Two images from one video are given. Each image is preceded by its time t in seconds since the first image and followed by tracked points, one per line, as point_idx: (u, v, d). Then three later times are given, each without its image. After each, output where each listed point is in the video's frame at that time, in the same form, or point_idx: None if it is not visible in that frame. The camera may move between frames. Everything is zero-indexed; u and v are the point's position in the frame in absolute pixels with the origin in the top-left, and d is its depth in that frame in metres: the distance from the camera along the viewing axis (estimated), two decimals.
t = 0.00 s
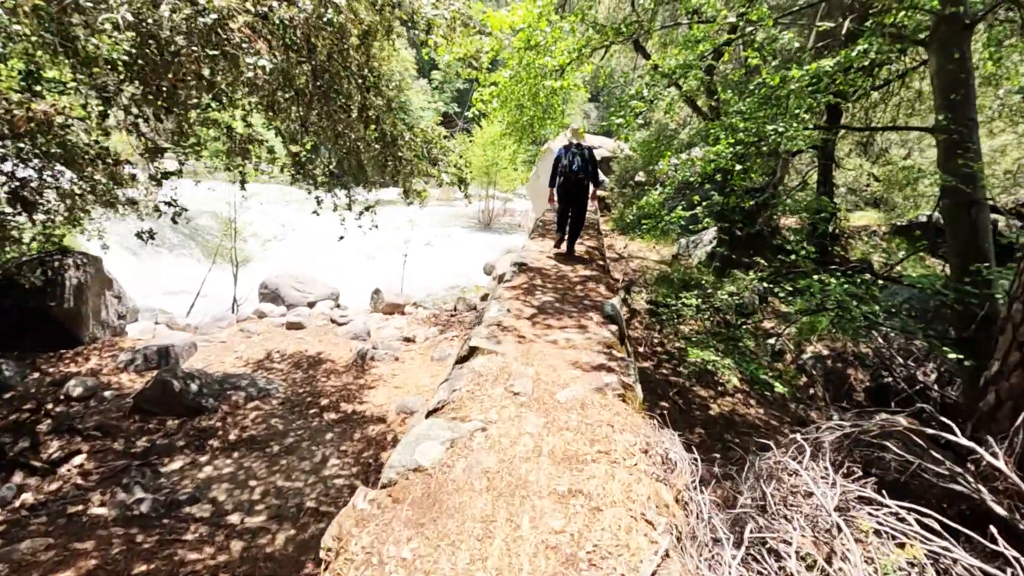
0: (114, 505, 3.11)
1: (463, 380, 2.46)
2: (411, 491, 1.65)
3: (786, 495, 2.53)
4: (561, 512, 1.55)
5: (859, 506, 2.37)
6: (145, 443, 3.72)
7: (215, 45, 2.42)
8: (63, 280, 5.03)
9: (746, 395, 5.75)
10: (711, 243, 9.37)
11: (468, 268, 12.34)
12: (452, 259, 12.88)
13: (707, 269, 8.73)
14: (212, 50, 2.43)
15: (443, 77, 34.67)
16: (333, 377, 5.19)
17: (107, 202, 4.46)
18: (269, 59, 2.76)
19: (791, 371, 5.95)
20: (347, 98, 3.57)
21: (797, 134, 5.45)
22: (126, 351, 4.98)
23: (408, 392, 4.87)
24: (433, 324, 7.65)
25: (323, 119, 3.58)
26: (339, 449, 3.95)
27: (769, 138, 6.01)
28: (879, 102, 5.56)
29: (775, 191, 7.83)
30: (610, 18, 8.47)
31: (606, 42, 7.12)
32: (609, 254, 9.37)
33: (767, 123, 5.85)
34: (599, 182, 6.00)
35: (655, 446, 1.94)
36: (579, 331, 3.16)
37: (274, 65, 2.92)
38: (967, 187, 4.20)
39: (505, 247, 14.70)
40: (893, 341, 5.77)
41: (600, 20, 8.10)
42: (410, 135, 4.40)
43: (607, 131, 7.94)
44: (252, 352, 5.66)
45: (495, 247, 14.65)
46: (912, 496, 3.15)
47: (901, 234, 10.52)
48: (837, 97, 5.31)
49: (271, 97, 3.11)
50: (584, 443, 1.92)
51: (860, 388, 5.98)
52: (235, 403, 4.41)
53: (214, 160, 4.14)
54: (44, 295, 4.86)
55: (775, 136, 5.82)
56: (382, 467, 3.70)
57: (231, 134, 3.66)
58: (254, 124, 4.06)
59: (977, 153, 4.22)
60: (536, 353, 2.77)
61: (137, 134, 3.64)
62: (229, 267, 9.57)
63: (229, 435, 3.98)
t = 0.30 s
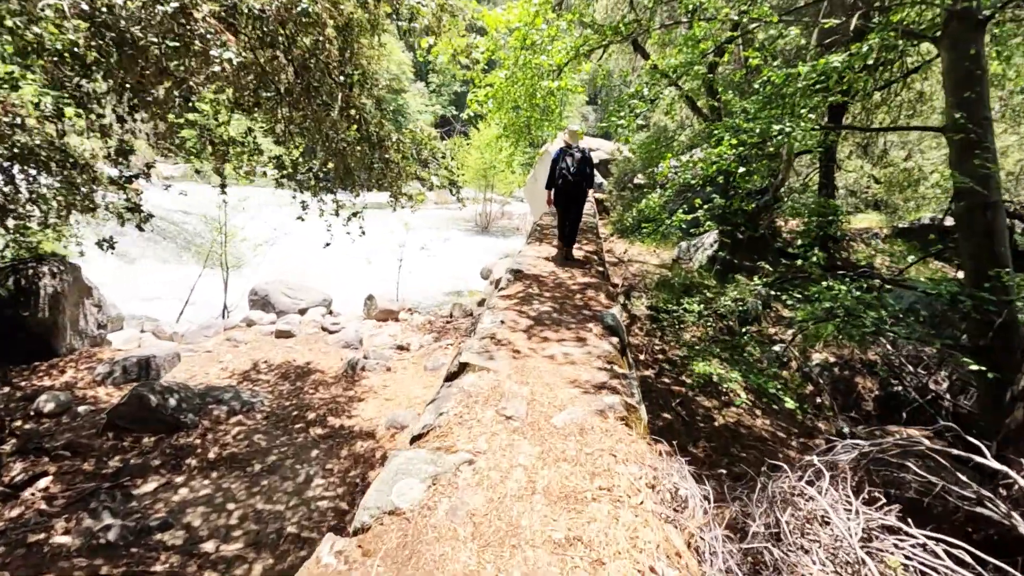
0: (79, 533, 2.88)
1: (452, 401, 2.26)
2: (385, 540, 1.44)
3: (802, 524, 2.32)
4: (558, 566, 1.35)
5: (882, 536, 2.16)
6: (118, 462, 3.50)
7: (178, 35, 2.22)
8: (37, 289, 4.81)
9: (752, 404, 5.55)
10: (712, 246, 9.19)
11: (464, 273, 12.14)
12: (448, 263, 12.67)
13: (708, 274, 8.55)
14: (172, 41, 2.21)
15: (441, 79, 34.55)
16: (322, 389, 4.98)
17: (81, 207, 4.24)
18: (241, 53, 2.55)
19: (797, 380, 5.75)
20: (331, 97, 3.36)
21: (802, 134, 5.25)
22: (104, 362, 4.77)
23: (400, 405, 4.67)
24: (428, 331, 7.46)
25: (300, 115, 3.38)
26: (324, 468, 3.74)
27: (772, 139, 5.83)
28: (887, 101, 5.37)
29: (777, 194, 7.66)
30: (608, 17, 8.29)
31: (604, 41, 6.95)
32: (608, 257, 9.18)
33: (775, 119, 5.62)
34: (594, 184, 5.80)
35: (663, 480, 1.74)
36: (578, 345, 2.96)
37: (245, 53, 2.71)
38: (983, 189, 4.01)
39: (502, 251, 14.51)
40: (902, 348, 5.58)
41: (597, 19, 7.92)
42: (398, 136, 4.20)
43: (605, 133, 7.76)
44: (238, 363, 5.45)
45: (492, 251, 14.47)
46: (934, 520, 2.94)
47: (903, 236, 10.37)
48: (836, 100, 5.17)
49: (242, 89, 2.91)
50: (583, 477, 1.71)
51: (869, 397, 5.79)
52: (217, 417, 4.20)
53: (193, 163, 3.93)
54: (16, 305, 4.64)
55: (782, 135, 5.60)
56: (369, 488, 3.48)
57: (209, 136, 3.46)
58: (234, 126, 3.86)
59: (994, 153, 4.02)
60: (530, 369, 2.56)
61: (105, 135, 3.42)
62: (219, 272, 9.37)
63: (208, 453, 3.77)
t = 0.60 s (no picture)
0: (34, 572, 2.61)
1: (440, 434, 2.03)
2: None
3: (831, 568, 2.10)
4: None
5: None
6: (84, 490, 3.24)
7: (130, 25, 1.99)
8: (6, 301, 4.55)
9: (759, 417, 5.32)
10: (715, 250, 8.98)
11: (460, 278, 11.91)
12: (445, 268, 12.45)
13: (710, 279, 8.33)
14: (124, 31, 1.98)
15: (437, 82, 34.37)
16: (309, 404, 4.73)
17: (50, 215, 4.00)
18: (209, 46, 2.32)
19: (806, 391, 5.52)
20: (313, 96, 3.13)
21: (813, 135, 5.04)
22: (77, 379, 4.51)
23: (390, 422, 4.43)
24: (422, 340, 7.22)
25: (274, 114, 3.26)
26: (308, 493, 3.49)
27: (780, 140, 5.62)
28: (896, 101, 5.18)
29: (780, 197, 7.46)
30: (607, 16, 8.09)
31: (603, 40, 6.74)
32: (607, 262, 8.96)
33: (785, 118, 5.40)
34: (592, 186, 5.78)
35: (679, 536, 1.52)
36: (579, 365, 2.73)
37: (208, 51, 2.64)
38: (1005, 194, 3.80)
39: (498, 255, 14.28)
40: (915, 357, 5.37)
41: (596, 19, 7.71)
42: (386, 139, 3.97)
43: (604, 135, 7.55)
44: (222, 377, 5.21)
45: (488, 255, 14.24)
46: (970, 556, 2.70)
47: (906, 239, 10.22)
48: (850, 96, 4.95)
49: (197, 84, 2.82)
50: (588, 535, 1.49)
51: (881, 409, 5.57)
52: (195, 438, 3.95)
53: (167, 168, 3.70)
54: None
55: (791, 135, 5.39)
56: (355, 517, 3.23)
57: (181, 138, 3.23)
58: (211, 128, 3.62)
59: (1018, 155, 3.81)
60: (527, 394, 2.35)
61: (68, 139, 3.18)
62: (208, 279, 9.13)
63: (183, 478, 3.52)
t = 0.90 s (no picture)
0: None
1: (423, 469, 1.82)
2: None
3: None
4: None
5: None
6: (47, 519, 3.02)
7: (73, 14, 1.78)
8: None
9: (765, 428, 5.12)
10: (715, 254, 8.79)
11: (456, 282, 11.70)
12: (440, 273, 12.24)
13: (711, 283, 8.15)
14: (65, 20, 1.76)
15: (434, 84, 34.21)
16: (295, 419, 4.51)
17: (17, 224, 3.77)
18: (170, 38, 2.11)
19: (813, 401, 5.32)
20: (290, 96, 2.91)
21: (822, 134, 4.83)
22: (50, 394, 4.29)
23: (380, 439, 4.21)
24: (415, 348, 7.01)
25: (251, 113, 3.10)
26: (289, 518, 3.27)
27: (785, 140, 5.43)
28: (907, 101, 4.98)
29: (783, 199, 7.27)
30: (605, 14, 7.90)
31: (601, 39, 6.55)
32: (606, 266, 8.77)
33: (791, 118, 5.20)
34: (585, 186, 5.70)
35: None
36: (578, 385, 2.52)
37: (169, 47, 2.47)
38: None
39: (495, 259, 14.09)
40: (926, 365, 5.17)
41: (594, 17, 7.52)
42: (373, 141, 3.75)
43: (603, 136, 7.35)
44: (205, 390, 4.98)
45: (484, 259, 14.04)
46: None
47: (908, 241, 10.05)
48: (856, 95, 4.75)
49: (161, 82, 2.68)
50: None
51: (892, 419, 5.36)
52: (171, 458, 3.73)
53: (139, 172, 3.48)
54: None
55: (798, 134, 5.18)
56: (339, 546, 3.01)
57: (150, 142, 3.02)
58: (186, 130, 3.41)
59: None
60: (521, 421, 2.15)
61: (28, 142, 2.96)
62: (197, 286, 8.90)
63: (155, 503, 3.30)
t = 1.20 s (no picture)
0: None
1: (405, 511, 1.62)
2: None
3: None
4: None
5: None
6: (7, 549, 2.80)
7: None
8: None
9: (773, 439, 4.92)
10: (716, 258, 8.61)
11: (453, 286, 11.51)
12: (437, 276, 12.03)
13: (712, 287, 7.97)
14: None
15: (430, 86, 34.07)
16: (281, 434, 4.30)
17: None
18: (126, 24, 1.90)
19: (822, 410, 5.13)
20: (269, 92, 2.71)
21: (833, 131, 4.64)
22: (22, 409, 4.08)
23: (370, 456, 4.00)
24: (409, 356, 6.80)
25: (219, 107, 2.92)
26: (270, 545, 3.05)
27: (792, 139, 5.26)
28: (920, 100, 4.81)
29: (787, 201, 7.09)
30: (603, 12, 7.73)
31: (600, 37, 6.37)
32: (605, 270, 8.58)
33: (799, 116, 5.01)
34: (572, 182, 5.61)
35: None
36: (579, 407, 2.31)
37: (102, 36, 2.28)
38: None
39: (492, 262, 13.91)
40: (939, 373, 4.98)
41: (593, 15, 7.35)
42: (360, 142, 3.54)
43: (602, 137, 7.18)
44: (188, 403, 4.77)
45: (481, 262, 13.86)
46: None
47: (912, 243, 9.89)
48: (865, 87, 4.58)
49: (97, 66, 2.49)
50: None
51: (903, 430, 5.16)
52: (147, 479, 3.51)
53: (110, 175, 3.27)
54: None
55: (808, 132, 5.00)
56: None
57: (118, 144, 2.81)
58: (160, 131, 3.20)
59: None
60: (516, 450, 1.94)
61: None
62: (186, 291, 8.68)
63: (127, 529, 3.08)
